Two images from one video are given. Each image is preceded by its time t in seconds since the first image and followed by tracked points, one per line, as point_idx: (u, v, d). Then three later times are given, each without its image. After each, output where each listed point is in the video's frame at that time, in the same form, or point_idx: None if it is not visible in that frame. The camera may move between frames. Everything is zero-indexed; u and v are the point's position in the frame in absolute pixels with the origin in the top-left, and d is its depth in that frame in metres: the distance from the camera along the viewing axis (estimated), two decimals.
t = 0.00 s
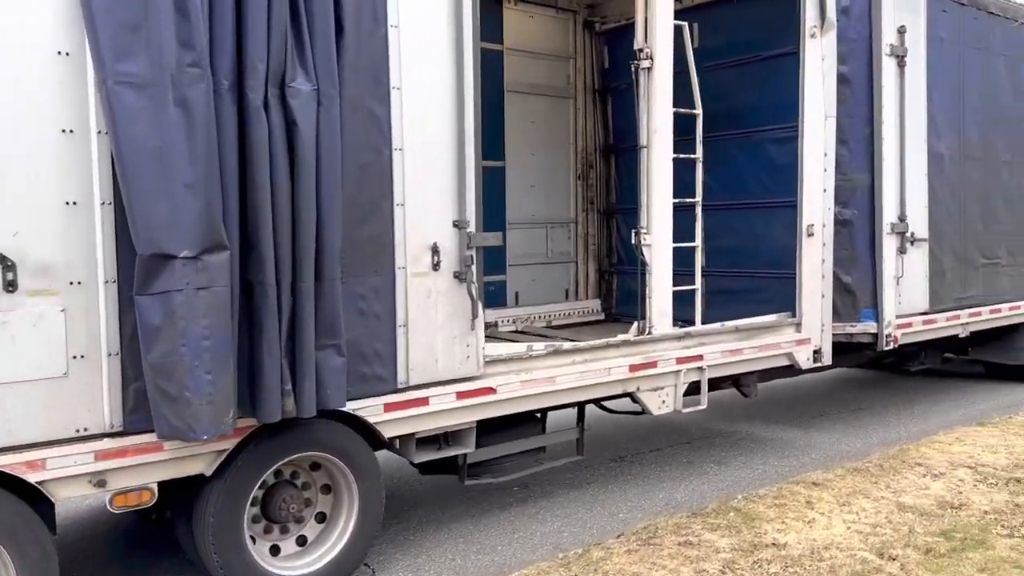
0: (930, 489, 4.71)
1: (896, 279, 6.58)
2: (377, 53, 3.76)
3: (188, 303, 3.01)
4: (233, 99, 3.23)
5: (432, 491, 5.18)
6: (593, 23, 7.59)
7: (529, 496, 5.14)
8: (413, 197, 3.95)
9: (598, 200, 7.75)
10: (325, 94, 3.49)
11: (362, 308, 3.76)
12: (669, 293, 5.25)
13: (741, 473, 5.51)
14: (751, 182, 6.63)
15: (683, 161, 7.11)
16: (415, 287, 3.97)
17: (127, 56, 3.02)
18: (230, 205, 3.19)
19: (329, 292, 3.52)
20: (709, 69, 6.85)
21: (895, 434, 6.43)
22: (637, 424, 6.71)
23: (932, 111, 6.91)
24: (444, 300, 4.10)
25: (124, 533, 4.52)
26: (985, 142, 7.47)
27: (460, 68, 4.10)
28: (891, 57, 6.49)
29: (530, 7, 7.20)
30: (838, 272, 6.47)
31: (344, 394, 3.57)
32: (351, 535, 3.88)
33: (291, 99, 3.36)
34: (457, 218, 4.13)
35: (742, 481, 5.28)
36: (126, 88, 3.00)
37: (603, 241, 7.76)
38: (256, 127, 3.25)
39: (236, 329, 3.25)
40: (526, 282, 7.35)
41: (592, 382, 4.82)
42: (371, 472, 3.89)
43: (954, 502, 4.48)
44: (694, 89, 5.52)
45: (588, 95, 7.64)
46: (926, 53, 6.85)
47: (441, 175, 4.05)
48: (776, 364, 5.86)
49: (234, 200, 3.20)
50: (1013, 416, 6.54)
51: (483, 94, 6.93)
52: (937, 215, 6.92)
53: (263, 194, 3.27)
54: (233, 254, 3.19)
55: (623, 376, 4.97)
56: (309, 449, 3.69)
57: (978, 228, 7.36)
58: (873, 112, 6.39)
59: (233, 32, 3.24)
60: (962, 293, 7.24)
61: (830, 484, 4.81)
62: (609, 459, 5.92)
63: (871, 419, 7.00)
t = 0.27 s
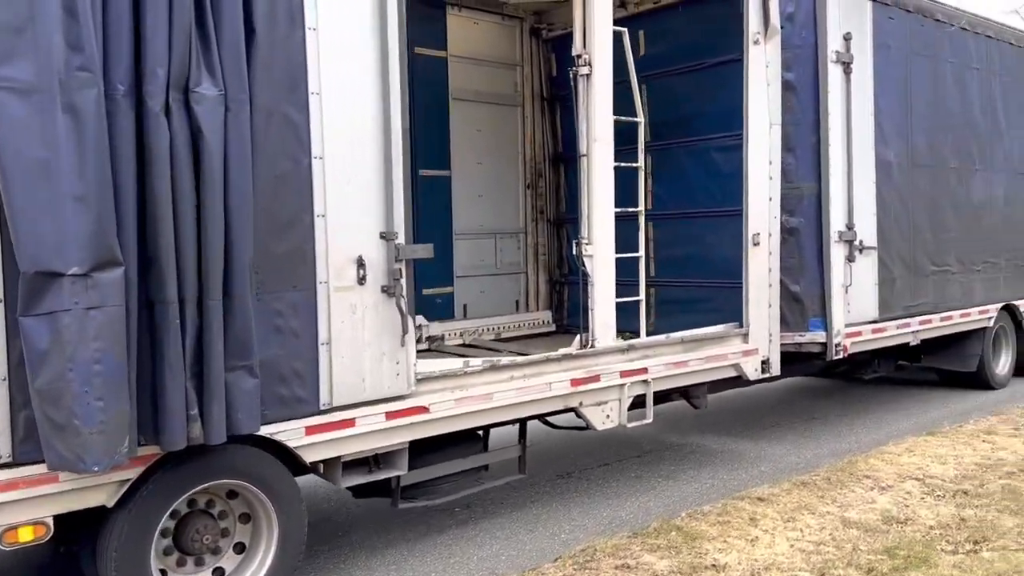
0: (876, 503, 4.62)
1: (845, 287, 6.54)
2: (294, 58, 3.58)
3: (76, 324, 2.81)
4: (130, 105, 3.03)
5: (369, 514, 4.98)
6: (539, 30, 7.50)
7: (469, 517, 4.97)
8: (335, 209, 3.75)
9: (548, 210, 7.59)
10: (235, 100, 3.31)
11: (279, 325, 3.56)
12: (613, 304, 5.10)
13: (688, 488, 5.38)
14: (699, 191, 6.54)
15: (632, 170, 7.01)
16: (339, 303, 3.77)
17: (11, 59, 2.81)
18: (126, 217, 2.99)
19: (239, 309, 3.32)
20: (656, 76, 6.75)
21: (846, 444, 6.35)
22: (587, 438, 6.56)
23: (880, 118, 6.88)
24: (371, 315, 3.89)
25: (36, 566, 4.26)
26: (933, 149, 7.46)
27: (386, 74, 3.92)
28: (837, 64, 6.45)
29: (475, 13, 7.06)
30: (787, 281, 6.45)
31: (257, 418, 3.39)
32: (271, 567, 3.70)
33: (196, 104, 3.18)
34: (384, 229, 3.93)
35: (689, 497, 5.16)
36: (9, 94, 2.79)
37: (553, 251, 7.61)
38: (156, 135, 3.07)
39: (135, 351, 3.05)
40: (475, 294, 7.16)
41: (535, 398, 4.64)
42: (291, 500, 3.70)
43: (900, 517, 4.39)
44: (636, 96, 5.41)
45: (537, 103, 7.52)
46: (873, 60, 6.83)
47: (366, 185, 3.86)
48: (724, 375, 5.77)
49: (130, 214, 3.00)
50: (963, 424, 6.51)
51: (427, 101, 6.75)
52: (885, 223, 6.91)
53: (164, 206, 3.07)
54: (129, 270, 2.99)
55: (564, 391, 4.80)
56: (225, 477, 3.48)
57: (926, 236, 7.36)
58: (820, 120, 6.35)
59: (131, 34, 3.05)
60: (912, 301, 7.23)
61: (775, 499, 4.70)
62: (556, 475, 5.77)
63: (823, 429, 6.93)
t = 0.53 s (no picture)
0: (826, 522, 4.51)
1: (798, 300, 6.51)
2: (210, 63, 3.41)
3: None
4: (21, 112, 2.85)
5: (307, 543, 4.78)
6: (492, 38, 7.32)
7: (410, 542, 4.78)
8: (257, 222, 3.57)
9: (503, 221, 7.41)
10: (141, 106, 3.14)
11: (194, 346, 3.37)
12: (559, 319, 4.95)
13: (638, 508, 5.24)
14: (651, 203, 6.43)
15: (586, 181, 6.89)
16: (260, 321, 3.58)
17: None
18: (15, 231, 2.81)
19: (146, 329, 3.14)
20: (608, 86, 6.64)
21: (801, 459, 6.25)
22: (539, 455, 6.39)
23: (833, 129, 6.85)
24: (297, 334, 3.70)
25: None
26: (889, 160, 7.43)
27: (313, 81, 3.76)
28: (789, 74, 6.41)
29: (425, 20, 6.88)
30: (741, 293, 6.38)
31: (168, 446, 3.21)
32: None
33: (96, 112, 3.00)
34: (310, 243, 3.74)
35: (638, 518, 5.01)
36: None
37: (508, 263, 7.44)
38: (50, 144, 2.88)
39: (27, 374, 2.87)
40: (427, 307, 6.95)
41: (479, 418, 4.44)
42: (208, 530, 3.52)
43: (849, 537, 4.28)
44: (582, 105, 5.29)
45: (491, 113, 7.34)
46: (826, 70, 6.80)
47: (291, 197, 3.68)
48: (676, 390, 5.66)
49: (20, 228, 2.82)
50: (919, 437, 6.44)
51: (376, 110, 6.54)
52: (839, 234, 6.88)
53: (59, 220, 2.89)
54: (18, 288, 2.82)
55: (508, 409, 4.59)
56: (134, 508, 3.28)
57: (882, 247, 7.33)
58: (772, 130, 6.31)
59: (24, 37, 2.87)
60: (868, 312, 7.20)
61: (723, 520, 4.58)
62: (504, 495, 5.60)
63: (779, 444, 6.84)
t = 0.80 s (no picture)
0: (780, 539, 4.36)
1: (757, 309, 6.43)
2: (120, 58, 3.20)
3: None
4: None
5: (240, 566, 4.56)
6: (447, 39, 7.11)
7: (350, 564, 4.56)
8: (171, 227, 3.36)
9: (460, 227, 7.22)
10: (38, 103, 2.92)
11: (99, 360, 3.15)
12: (507, 328, 4.70)
13: (590, 523, 5.06)
14: (607, 209, 6.28)
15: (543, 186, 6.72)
16: (174, 332, 3.37)
17: None
18: None
19: (42, 342, 2.93)
20: (564, 88, 6.47)
21: (760, 471, 6.11)
22: (492, 469, 6.20)
23: (792, 135, 6.77)
24: (216, 346, 3.50)
25: None
26: (849, 166, 7.38)
27: (236, 78, 3.55)
28: (747, 78, 6.33)
29: (377, 19, 6.68)
30: (698, 301, 6.26)
31: (67, 469, 2.98)
32: None
33: None
34: (231, 249, 3.54)
35: (588, 534, 4.83)
36: None
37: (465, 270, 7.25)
38: None
39: None
40: (379, 315, 6.73)
41: (421, 433, 4.23)
42: (116, 557, 3.29)
43: (802, 555, 4.13)
44: (531, 108, 5.11)
45: (446, 116, 7.15)
46: (785, 74, 6.71)
47: (210, 200, 3.47)
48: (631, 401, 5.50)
49: None
50: (879, 447, 6.34)
51: (324, 111, 6.33)
52: (799, 241, 6.81)
53: None
54: None
55: (451, 424, 4.37)
56: (32, 535, 3.05)
57: (842, 254, 7.28)
58: (729, 135, 6.23)
59: None
60: (829, 320, 7.15)
61: (673, 537, 4.41)
62: (453, 511, 5.39)
63: (740, 455, 6.71)
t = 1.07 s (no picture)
0: (728, 556, 4.23)
1: (716, 317, 6.34)
2: (20, 55, 3.02)
3: None
4: None
5: None
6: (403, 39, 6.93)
7: None
8: (79, 233, 3.18)
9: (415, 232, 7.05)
10: None
11: None
12: (452, 338, 4.51)
13: (538, 539, 4.91)
14: (562, 215, 6.13)
15: (499, 190, 6.56)
16: (81, 345, 3.18)
17: None
18: None
19: None
20: (519, 91, 6.31)
21: (717, 483, 5.98)
22: (444, 481, 6.02)
23: (752, 140, 6.69)
24: (129, 359, 3.31)
25: None
26: (810, 171, 7.31)
27: (152, 76, 3.37)
28: (705, 82, 6.23)
29: (328, 18, 6.51)
30: (655, 309, 6.12)
31: None
32: None
33: None
34: (146, 256, 3.35)
35: (534, 551, 4.68)
36: None
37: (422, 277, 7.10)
38: None
39: None
40: (329, 323, 6.54)
41: (356, 449, 4.05)
42: None
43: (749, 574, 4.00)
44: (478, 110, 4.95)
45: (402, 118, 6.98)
46: (745, 79, 6.62)
47: (122, 205, 3.29)
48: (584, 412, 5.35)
49: None
50: (837, 458, 6.24)
51: (270, 112, 6.15)
52: (758, 249, 6.77)
53: None
54: None
55: (390, 438, 4.18)
56: None
57: (803, 261, 7.23)
58: (687, 141, 6.11)
59: None
60: (788, 328, 7.10)
61: (619, 555, 4.27)
62: (398, 527, 5.22)
63: (698, 466, 6.59)
